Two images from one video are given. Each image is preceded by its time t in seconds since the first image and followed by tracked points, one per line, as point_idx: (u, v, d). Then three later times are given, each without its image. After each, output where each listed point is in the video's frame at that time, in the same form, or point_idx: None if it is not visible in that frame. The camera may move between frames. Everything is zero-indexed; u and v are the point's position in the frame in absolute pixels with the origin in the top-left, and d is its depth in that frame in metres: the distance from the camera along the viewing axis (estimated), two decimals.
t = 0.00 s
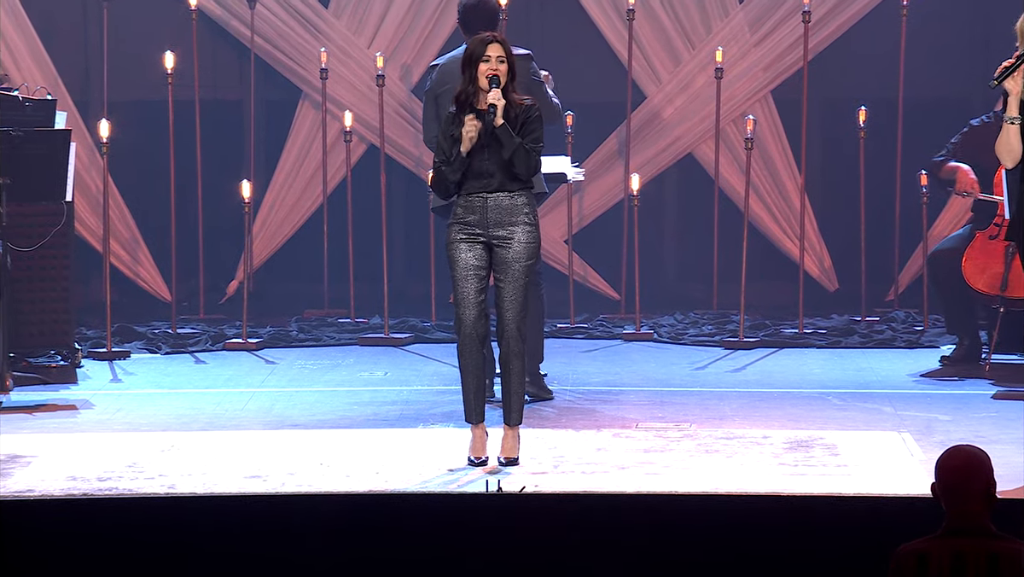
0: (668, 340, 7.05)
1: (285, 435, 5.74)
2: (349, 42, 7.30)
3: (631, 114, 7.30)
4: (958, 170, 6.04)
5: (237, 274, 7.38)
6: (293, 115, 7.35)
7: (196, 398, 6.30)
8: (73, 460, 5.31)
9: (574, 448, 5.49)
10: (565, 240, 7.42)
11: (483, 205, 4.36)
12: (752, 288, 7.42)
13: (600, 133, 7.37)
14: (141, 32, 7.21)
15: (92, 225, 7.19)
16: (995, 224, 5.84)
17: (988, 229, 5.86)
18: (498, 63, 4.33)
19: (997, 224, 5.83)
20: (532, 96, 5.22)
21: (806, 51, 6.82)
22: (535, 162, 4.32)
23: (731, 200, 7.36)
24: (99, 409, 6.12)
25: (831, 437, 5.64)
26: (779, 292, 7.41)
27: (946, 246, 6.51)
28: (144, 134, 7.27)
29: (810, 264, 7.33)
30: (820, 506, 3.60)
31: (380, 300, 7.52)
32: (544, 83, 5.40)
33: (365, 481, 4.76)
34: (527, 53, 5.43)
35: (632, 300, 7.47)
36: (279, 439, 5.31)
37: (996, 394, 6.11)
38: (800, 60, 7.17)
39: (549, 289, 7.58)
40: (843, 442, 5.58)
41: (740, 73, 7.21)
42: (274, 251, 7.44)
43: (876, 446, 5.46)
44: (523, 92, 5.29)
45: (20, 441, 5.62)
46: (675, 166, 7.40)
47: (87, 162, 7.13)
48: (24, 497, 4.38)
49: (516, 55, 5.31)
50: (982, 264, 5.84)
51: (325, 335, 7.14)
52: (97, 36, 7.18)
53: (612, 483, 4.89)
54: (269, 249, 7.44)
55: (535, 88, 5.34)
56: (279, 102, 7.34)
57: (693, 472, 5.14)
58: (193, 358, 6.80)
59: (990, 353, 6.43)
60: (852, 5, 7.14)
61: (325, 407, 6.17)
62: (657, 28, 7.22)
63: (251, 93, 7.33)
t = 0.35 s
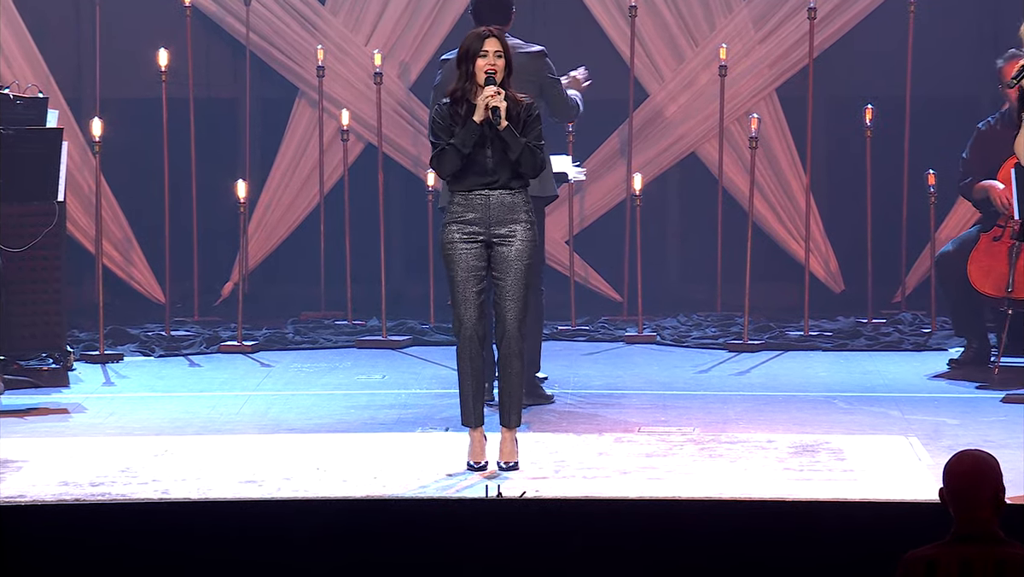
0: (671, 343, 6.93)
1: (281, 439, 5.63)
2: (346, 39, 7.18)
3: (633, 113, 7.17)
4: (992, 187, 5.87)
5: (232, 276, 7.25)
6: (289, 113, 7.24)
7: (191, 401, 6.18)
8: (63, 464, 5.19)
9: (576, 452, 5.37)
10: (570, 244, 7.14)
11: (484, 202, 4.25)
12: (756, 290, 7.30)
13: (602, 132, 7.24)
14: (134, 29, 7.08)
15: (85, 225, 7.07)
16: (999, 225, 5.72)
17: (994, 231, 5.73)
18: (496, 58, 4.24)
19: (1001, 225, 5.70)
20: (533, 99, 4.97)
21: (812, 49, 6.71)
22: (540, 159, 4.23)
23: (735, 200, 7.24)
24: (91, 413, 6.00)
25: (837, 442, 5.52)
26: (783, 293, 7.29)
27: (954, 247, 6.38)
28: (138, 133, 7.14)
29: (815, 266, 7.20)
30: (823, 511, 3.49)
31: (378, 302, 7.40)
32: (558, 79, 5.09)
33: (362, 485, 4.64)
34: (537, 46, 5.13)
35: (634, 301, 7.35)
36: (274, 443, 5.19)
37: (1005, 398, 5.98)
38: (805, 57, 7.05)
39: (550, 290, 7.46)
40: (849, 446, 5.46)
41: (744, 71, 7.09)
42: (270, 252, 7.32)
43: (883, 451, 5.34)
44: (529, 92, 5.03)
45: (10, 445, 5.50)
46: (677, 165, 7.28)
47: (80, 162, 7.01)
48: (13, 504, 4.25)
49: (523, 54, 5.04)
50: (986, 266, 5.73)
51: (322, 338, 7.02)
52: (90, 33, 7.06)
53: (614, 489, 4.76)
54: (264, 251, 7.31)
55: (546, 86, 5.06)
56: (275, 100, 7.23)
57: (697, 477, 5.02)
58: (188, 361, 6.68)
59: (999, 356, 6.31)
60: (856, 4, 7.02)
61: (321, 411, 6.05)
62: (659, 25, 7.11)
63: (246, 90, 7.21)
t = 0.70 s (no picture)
0: (674, 347, 6.81)
1: (277, 445, 5.50)
2: (343, 37, 7.04)
3: (635, 113, 7.02)
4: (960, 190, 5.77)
5: (227, 279, 7.12)
6: (285, 112, 7.13)
7: (185, 406, 6.06)
8: (55, 470, 5.07)
9: (577, 458, 5.25)
10: (571, 246, 7.13)
11: (487, 205, 4.15)
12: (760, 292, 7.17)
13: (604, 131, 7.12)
14: (128, 27, 6.97)
15: (77, 227, 6.95)
16: (1003, 226, 5.60)
17: (998, 235, 5.60)
18: (497, 61, 4.14)
19: (1005, 227, 5.57)
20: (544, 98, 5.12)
21: (818, 46, 6.56)
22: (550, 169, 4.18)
23: (740, 201, 7.10)
24: (83, 418, 5.87)
25: (844, 447, 5.40)
26: (788, 296, 7.17)
27: (962, 249, 6.25)
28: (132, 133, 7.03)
29: (821, 267, 7.07)
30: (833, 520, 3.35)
31: (376, 305, 7.27)
32: (574, 75, 5.23)
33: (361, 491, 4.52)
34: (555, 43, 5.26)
35: (636, 304, 7.22)
36: (270, 449, 5.07)
37: (1016, 403, 5.86)
38: (812, 55, 6.91)
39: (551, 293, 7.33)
40: (856, 451, 5.34)
41: (749, 69, 6.96)
42: (264, 254, 7.17)
43: (890, 456, 5.21)
44: (544, 89, 5.17)
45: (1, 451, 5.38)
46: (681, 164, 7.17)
47: (72, 162, 6.89)
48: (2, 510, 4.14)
49: (542, 53, 5.17)
50: (992, 267, 5.61)
51: (318, 341, 6.90)
52: (81, 31, 6.93)
53: (616, 495, 4.64)
54: (259, 254, 7.15)
55: (561, 83, 5.21)
56: (269, 100, 7.13)
57: (701, 484, 4.90)
58: (182, 365, 6.56)
59: (1009, 360, 6.18)
60: (860, 4, 6.86)
61: (318, 416, 5.93)
62: (663, 23, 6.99)
63: (240, 91, 7.11)
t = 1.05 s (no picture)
0: (678, 351, 6.69)
1: (273, 451, 5.39)
2: (340, 36, 6.92)
3: (638, 113, 6.94)
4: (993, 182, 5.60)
5: (222, 282, 7.00)
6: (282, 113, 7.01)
7: (180, 412, 5.94)
8: (46, 478, 4.96)
9: (578, 465, 5.13)
10: (571, 249, 6.97)
11: (490, 207, 4.09)
12: (766, 296, 7.05)
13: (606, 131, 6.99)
14: (122, 26, 6.85)
15: (69, 229, 6.84)
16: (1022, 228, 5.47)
17: (1015, 234, 5.49)
18: (499, 59, 4.10)
19: None
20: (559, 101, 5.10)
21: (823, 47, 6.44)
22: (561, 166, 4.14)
23: (744, 203, 6.99)
24: (76, 424, 5.75)
25: (851, 453, 5.28)
26: (793, 300, 7.04)
27: (971, 252, 6.14)
28: (127, 133, 6.91)
29: (827, 271, 6.95)
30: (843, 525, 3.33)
31: (374, 309, 7.15)
32: (588, 74, 5.19)
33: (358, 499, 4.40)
34: (569, 43, 5.22)
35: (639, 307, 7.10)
36: (266, 456, 4.95)
37: None
38: (818, 54, 6.81)
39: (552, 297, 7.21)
40: (863, 458, 5.22)
41: (754, 69, 6.86)
42: (260, 258, 7.04)
43: (899, 463, 5.09)
44: (560, 90, 5.14)
45: None
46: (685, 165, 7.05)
47: (65, 163, 6.79)
48: None
49: (555, 55, 5.13)
50: (1008, 269, 5.47)
51: (316, 346, 6.78)
52: (74, 31, 6.81)
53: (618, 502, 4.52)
54: (255, 257, 7.03)
55: (576, 84, 5.17)
56: (266, 100, 7.00)
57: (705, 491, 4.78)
58: (176, 370, 6.45)
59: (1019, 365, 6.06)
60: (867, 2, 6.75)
61: (315, 422, 5.81)
62: (667, 21, 6.87)
63: (236, 92, 6.99)
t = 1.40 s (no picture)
0: (682, 356, 6.57)
1: (269, 458, 5.27)
2: (338, 35, 6.82)
3: (641, 113, 6.82)
4: None
5: (218, 286, 6.89)
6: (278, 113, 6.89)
7: (174, 418, 5.82)
8: (38, 486, 4.84)
9: (580, 472, 5.01)
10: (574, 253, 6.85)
11: (489, 209, 3.99)
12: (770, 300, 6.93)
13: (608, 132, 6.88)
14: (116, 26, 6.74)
15: (61, 232, 6.72)
16: None
17: None
18: (499, 58, 4.00)
19: None
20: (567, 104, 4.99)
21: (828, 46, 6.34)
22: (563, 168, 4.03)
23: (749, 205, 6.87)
24: (68, 431, 5.64)
25: (858, 460, 5.16)
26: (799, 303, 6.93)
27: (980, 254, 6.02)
28: (121, 134, 6.79)
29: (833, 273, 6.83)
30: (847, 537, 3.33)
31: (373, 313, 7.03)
32: (596, 81, 5.08)
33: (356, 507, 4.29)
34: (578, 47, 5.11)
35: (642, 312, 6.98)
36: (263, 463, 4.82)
37: None
38: (823, 55, 6.69)
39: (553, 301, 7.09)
40: (870, 465, 5.10)
41: (759, 68, 6.74)
42: (256, 261, 6.93)
43: (906, 470, 4.98)
44: (568, 95, 5.04)
45: None
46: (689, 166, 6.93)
47: (56, 165, 6.67)
48: None
49: (563, 58, 5.02)
50: (1018, 273, 5.35)
51: (313, 351, 6.67)
52: (66, 30, 6.69)
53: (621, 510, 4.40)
54: (251, 260, 6.91)
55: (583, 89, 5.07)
56: (262, 100, 6.88)
57: (710, 499, 4.66)
58: (171, 375, 6.33)
59: None
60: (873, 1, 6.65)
61: (312, 429, 5.69)
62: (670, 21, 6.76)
63: (231, 93, 6.86)
